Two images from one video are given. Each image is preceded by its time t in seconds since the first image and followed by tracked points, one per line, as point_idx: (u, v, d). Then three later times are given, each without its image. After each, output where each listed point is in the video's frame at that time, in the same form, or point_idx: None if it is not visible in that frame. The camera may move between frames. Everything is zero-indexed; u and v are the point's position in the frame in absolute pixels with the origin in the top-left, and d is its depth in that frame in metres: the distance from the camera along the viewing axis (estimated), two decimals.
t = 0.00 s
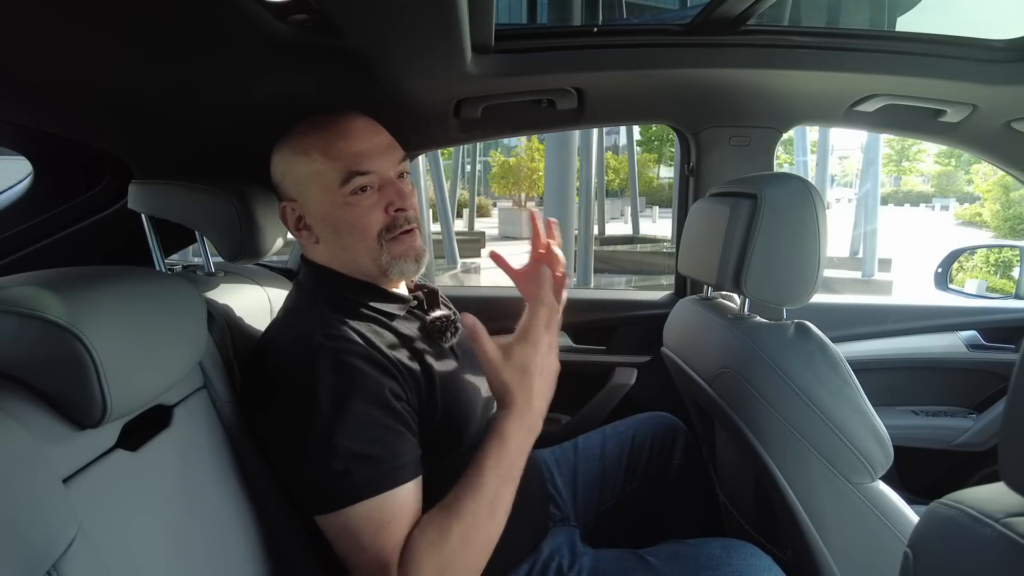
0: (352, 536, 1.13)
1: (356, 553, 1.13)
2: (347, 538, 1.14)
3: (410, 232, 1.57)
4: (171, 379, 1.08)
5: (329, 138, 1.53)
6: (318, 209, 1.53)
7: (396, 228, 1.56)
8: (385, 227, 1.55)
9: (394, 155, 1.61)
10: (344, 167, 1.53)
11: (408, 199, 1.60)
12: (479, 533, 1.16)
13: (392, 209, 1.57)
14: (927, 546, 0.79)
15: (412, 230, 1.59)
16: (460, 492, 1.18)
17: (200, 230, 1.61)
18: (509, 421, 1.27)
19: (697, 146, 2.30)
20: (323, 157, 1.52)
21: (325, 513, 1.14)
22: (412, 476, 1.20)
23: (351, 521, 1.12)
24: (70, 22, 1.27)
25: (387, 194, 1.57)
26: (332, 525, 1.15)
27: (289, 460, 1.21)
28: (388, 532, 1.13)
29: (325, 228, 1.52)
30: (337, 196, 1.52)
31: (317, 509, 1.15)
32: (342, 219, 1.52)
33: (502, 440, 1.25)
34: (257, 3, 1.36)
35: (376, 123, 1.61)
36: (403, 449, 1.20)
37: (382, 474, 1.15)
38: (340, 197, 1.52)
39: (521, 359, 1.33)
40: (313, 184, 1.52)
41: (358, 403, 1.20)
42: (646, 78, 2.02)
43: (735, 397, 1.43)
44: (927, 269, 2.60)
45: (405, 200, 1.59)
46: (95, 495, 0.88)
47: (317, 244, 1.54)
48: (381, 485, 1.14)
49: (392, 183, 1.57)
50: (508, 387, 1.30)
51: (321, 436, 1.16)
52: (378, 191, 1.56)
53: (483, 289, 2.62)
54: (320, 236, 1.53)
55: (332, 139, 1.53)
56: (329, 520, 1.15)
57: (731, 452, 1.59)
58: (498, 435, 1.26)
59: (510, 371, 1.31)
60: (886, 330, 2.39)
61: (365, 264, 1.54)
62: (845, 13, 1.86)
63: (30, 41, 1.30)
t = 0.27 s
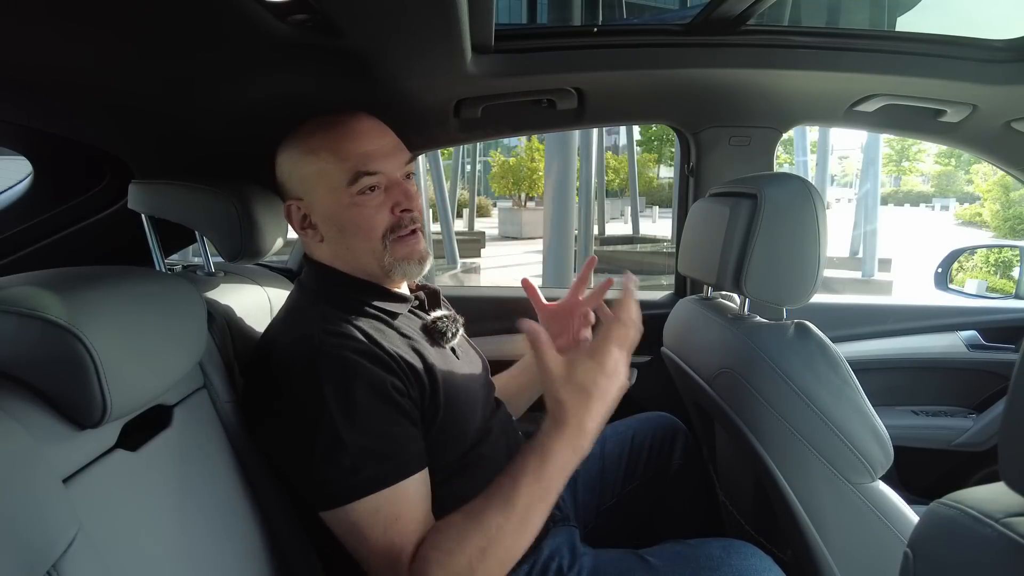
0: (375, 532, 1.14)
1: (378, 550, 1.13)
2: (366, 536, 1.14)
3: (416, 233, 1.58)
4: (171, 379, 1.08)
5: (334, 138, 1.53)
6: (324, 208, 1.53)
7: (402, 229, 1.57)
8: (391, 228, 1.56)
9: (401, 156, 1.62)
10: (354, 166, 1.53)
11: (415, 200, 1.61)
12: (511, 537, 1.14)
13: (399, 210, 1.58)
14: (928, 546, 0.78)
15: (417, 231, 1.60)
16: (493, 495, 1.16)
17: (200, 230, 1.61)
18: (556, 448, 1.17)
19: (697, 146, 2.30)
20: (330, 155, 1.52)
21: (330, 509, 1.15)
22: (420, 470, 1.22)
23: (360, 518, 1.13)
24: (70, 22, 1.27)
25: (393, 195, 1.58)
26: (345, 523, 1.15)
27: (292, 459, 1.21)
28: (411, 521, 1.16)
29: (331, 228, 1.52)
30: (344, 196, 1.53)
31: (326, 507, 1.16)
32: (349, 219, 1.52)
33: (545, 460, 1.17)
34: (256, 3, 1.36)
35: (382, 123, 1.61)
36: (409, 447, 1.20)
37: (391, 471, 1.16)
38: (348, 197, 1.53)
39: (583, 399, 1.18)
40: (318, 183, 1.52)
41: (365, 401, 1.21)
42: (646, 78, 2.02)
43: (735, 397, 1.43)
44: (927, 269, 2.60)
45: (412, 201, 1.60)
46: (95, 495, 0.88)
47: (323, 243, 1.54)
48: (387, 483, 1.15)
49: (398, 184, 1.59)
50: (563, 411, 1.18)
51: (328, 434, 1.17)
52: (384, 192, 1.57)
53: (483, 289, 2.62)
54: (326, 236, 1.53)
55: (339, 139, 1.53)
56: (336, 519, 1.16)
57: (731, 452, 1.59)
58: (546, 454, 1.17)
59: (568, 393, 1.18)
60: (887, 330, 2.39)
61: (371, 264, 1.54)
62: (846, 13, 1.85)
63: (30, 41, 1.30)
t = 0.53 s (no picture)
0: (415, 539, 1.16)
1: (418, 556, 1.16)
2: (401, 544, 1.15)
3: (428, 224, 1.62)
4: (172, 380, 1.08)
5: (343, 137, 1.54)
6: (341, 202, 1.53)
7: (417, 218, 1.61)
8: (408, 219, 1.59)
9: (406, 153, 1.65)
10: (366, 164, 1.55)
11: (426, 190, 1.66)
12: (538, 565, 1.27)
13: (413, 199, 1.62)
14: (927, 547, 0.79)
15: (428, 220, 1.65)
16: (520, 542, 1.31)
17: (200, 230, 1.61)
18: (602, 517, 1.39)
19: (697, 146, 2.30)
20: (340, 154, 1.53)
21: (337, 510, 1.15)
22: (430, 470, 1.23)
23: (373, 515, 1.14)
24: (70, 22, 1.27)
25: (407, 186, 1.61)
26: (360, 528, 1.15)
27: (295, 459, 1.21)
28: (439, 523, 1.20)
29: (349, 221, 1.52)
30: (363, 188, 1.54)
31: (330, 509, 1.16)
32: (370, 208, 1.54)
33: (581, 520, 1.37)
34: (257, 3, 1.36)
35: (386, 122, 1.62)
36: (416, 446, 1.21)
37: (401, 471, 1.17)
38: (367, 188, 1.55)
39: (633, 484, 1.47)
40: (330, 180, 1.53)
41: (373, 401, 1.21)
42: (646, 78, 2.02)
43: (735, 398, 1.43)
44: (927, 269, 2.60)
45: (423, 190, 1.65)
46: (94, 496, 0.88)
47: (340, 237, 1.53)
48: (398, 483, 1.16)
49: (411, 178, 1.62)
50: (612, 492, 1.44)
51: (336, 434, 1.17)
52: (398, 183, 1.60)
53: (483, 289, 2.62)
54: (345, 229, 1.52)
55: (349, 138, 1.54)
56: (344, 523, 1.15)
57: (731, 452, 1.59)
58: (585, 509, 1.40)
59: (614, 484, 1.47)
60: (887, 330, 2.39)
61: (391, 252, 1.56)
62: (845, 13, 1.85)
63: (31, 41, 1.30)
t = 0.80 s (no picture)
0: (440, 524, 1.17)
1: (442, 543, 1.17)
2: (428, 529, 1.16)
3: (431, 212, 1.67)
4: (172, 380, 1.08)
5: (350, 131, 1.55)
6: (358, 193, 1.54)
7: (423, 209, 1.65)
8: (416, 208, 1.63)
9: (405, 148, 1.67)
10: (375, 157, 1.57)
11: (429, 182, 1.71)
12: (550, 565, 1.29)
13: (422, 190, 1.65)
14: (927, 547, 0.79)
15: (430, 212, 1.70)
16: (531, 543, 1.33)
17: (200, 230, 1.61)
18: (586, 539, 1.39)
19: (697, 146, 2.30)
20: (349, 147, 1.54)
21: (352, 502, 1.15)
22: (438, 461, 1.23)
23: (388, 508, 1.14)
24: (70, 23, 1.27)
25: (416, 177, 1.65)
26: (381, 517, 1.14)
27: (299, 455, 1.21)
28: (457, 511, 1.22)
29: (366, 211, 1.55)
30: (378, 178, 1.57)
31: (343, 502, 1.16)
32: (387, 198, 1.57)
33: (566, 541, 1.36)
34: (257, 3, 1.36)
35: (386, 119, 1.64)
36: (423, 437, 1.22)
37: (411, 460, 1.18)
38: (381, 179, 1.57)
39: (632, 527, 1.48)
40: (344, 172, 1.53)
41: (379, 394, 1.22)
42: (646, 79, 2.02)
43: (735, 397, 1.43)
44: (927, 269, 2.60)
45: (428, 181, 1.70)
46: (95, 496, 0.88)
47: (356, 229, 1.54)
48: (409, 471, 1.17)
49: (417, 170, 1.66)
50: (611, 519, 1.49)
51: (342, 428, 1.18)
52: (408, 174, 1.63)
53: (483, 289, 2.62)
54: (361, 220, 1.54)
55: (355, 133, 1.55)
56: (360, 515, 1.15)
57: (731, 452, 1.59)
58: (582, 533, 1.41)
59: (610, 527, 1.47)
60: (887, 330, 2.39)
61: (403, 243, 1.60)
62: (846, 13, 1.85)
63: (32, 41, 1.30)
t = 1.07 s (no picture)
0: (429, 524, 1.17)
1: (433, 542, 1.17)
2: (419, 529, 1.16)
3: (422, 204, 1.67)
4: (172, 380, 1.08)
5: (336, 129, 1.57)
6: (343, 185, 1.55)
7: (411, 200, 1.65)
8: (405, 198, 1.63)
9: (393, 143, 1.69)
10: (361, 149, 1.59)
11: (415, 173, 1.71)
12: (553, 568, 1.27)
13: (408, 180, 1.66)
14: (927, 547, 0.79)
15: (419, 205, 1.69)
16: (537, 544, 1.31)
17: (200, 230, 1.61)
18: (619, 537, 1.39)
19: (697, 146, 2.30)
20: (333, 141, 1.56)
21: (346, 502, 1.15)
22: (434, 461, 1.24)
23: (384, 508, 1.14)
24: (70, 23, 1.27)
25: (401, 168, 1.65)
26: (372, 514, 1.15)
27: (298, 456, 1.21)
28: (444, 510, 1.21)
29: (352, 199, 1.55)
30: (363, 167, 1.58)
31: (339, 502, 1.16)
32: (371, 187, 1.57)
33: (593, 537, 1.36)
34: (257, 3, 1.36)
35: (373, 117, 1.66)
36: (419, 437, 1.22)
37: (406, 461, 1.18)
38: (365, 169, 1.58)
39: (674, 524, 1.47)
40: (330, 164, 1.55)
41: (375, 394, 1.22)
42: (646, 79, 2.02)
43: (735, 397, 1.43)
44: (927, 269, 2.61)
45: (415, 172, 1.70)
46: (95, 496, 0.88)
47: (344, 222, 1.54)
48: (405, 472, 1.17)
49: (401, 160, 1.67)
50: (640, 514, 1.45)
51: (339, 428, 1.18)
52: (393, 166, 1.64)
53: (483, 289, 2.62)
54: (348, 211, 1.54)
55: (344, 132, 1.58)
56: (354, 513, 1.15)
57: (730, 452, 1.59)
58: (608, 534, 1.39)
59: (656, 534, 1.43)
60: (887, 330, 2.39)
61: (393, 233, 1.59)
62: (846, 13, 1.85)
63: (32, 41, 1.30)
